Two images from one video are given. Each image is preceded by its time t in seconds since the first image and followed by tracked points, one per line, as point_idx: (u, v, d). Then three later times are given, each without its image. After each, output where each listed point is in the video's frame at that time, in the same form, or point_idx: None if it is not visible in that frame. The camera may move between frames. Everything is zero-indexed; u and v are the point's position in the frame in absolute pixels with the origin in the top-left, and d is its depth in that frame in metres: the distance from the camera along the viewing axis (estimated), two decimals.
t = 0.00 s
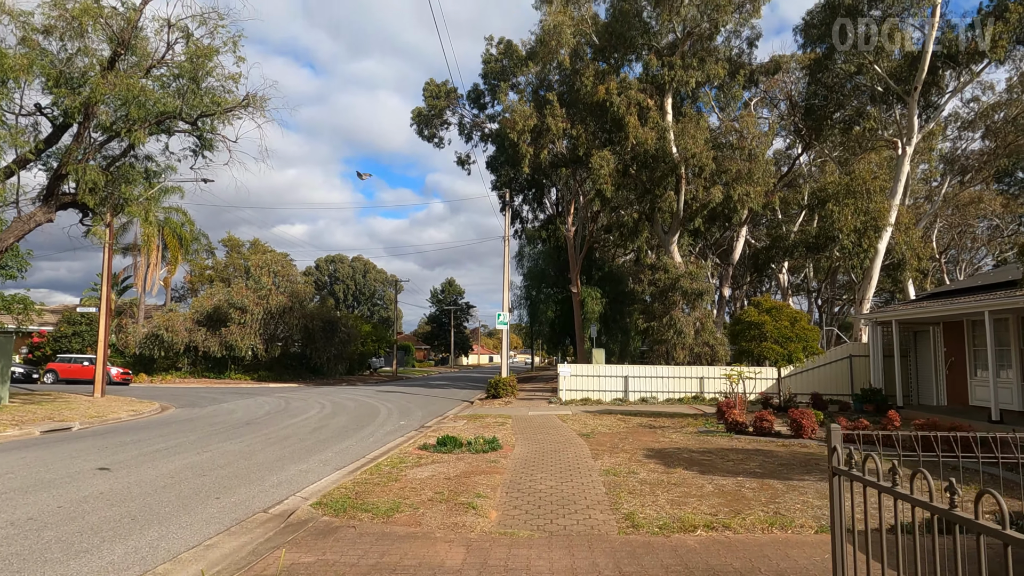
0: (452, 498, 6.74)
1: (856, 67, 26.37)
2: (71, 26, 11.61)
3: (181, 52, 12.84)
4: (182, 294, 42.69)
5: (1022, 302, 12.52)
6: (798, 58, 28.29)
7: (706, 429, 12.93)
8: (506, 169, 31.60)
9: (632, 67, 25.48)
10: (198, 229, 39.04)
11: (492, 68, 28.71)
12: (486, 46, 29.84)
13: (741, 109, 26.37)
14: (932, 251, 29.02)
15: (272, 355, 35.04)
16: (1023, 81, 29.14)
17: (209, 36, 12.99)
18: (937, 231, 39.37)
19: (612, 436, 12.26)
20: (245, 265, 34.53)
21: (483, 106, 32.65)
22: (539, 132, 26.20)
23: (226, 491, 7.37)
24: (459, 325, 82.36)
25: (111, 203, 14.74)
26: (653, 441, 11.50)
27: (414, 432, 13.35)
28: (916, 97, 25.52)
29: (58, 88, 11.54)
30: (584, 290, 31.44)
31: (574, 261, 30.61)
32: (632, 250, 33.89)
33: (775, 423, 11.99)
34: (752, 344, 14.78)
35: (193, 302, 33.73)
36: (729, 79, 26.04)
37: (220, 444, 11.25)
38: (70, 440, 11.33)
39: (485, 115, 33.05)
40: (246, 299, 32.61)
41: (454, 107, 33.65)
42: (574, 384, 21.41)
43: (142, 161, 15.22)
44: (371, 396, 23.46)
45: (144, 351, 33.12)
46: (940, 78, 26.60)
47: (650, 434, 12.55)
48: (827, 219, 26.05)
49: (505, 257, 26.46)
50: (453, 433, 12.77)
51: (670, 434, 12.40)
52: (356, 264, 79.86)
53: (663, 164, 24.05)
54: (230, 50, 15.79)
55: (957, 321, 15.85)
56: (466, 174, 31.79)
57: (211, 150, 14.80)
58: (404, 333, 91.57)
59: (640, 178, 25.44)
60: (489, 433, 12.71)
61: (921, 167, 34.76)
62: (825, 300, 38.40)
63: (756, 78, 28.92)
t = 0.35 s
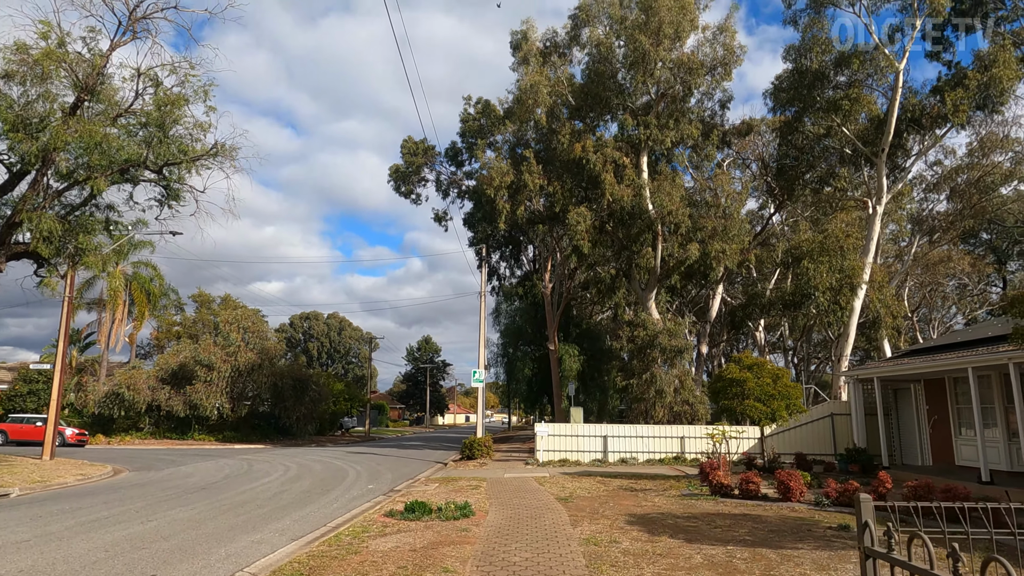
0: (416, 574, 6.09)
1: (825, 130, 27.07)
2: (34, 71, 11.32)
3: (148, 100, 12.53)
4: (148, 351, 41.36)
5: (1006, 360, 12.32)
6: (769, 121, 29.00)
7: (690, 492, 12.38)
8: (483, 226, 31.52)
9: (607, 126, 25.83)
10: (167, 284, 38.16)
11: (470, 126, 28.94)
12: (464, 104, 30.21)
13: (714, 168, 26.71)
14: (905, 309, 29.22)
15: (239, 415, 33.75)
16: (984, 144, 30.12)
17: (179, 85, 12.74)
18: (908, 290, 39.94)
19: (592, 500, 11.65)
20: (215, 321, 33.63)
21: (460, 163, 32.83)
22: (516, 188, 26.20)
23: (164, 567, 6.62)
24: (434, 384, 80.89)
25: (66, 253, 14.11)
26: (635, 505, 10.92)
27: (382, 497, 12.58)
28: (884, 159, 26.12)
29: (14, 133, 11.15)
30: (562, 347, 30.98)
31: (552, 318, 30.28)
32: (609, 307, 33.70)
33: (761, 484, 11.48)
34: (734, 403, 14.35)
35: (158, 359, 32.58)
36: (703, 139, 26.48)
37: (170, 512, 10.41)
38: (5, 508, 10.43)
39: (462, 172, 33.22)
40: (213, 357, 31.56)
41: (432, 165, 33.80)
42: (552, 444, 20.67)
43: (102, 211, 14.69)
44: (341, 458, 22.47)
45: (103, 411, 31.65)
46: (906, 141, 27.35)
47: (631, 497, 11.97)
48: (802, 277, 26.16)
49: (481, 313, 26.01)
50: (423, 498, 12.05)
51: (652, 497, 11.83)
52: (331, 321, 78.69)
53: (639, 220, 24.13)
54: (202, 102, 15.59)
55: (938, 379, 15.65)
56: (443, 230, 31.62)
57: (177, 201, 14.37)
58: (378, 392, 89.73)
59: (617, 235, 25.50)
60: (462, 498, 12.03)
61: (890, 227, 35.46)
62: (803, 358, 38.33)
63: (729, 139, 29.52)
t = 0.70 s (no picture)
0: None
1: (801, 191, 27.46)
2: None
3: (116, 151, 12.14)
4: (112, 411, 39.72)
5: (999, 423, 11.99)
6: (746, 183, 29.37)
7: (678, 565, 11.68)
8: (462, 283, 31.16)
9: (587, 186, 25.94)
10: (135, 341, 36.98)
11: (450, 184, 28.92)
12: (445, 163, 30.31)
13: (693, 228, 26.77)
14: (887, 370, 29.05)
15: (203, 479, 32.16)
16: (954, 207, 30.82)
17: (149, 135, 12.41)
18: (887, 351, 40.03)
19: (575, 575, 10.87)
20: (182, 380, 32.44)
21: (440, 220, 32.72)
22: (495, 246, 25.97)
23: None
24: (411, 445, 78.82)
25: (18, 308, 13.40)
26: None
27: (348, 573, 11.64)
28: (859, 220, 26.43)
29: None
30: (542, 407, 30.22)
31: (532, 378, 29.65)
32: (590, 366, 33.19)
33: (753, 556, 10.85)
34: (721, 467, 13.75)
35: (120, 420, 31.17)
36: (681, 199, 26.68)
37: None
38: None
39: (442, 230, 33.09)
40: (178, 417, 30.23)
41: (411, 222, 33.65)
42: (531, 511, 19.72)
43: (61, 264, 14.08)
44: (309, 526, 21.24)
45: (57, 475, 29.85)
46: (879, 204, 27.79)
47: (617, 571, 11.21)
48: (783, 336, 25.99)
49: (459, 372, 25.32)
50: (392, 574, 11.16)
51: (638, 571, 11.10)
52: (306, 380, 76.95)
53: (620, 279, 23.97)
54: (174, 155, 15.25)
55: (928, 442, 15.26)
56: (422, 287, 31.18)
57: (142, 255, 13.83)
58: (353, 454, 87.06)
59: (597, 293, 25.30)
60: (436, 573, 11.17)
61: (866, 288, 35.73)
62: (785, 419, 37.85)
63: (707, 200, 29.80)
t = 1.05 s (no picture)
0: None
1: (788, 240, 27.53)
2: None
3: (91, 189, 11.76)
4: (82, 463, 38.24)
5: (1008, 476, 11.50)
6: (733, 231, 29.44)
7: None
8: (448, 331, 30.65)
9: (575, 233, 25.83)
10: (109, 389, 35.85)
11: (437, 230, 28.74)
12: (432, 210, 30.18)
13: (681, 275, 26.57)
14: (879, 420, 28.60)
15: (174, 536, 30.70)
16: (938, 257, 31.00)
17: (126, 174, 12.07)
18: (877, 401, 39.69)
19: None
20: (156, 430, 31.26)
21: (427, 267, 32.43)
22: (482, 292, 25.58)
23: None
24: (394, 498, 76.60)
25: None
26: None
27: None
28: (847, 268, 26.41)
29: None
30: (529, 459, 29.34)
31: (519, 428, 28.86)
32: (578, 416, 32.47)
33: None
34: (717, 523, 13.22)
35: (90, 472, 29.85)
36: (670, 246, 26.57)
37: None
38: None
39: (428, 276, 32.76)
40: (150, 470, 28.99)
41: (397, 268, 33.27)
42: (518, 569, 19.01)
43: (27, 307, 13.50)
44: None
45: (16, 533, 27.79)
46: (865, 253, 27.90)
47: None
48: (774, 386, 25.56)
49: (443, 422, 24.57)
50: None
51: None
52: (288, 430, 75.05)
53: (609, 326, 23.62)
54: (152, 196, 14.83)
55: (930, 495, 14.75)
56: (408, 334, 30.63)
57: (114, 297, 13.27)
58: (333, 508, 84.46)
59: (586, 340, 24.87)
60: None
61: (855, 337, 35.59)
62: (777, 471, 37.07)
63: (694, 248, 29.80)
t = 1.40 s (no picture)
0: None
1: (777, 257, 27.40)
2: None
3: (59, 192, 11.30)
4: (53, 483, 37.03)
5: (1011, 494, 11.15)
6: (721, 249, 29.28)
7: None
8: (433, 347, 30.11)
9: (563, 249, 25.52)
10: (83, 407, 34.82)
11: (423, 245, 28.31)
12: (419, 225, 29.79)
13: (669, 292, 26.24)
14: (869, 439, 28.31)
15: (147, 559, 29.57)
16: (924, 276, 31.03)
17: (97, 176, 11.63)
18: (864, 421, 39.47)
19: None
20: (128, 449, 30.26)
21: (412, 283, 31.95)
22: (468, 307, 25.14)
23: None
24: (377, 520, 75.16)
25: None
26: None
27: None
28: (836, 285, 26.26)
29: None
30: (514, 479, 28.69)
31: (504, 447, 28.26)
32: (565, 436, 31.92)
33: None
34: (710, 544, 12.71)
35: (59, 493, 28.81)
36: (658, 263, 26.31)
37: None
38: None
39: (414, 292, 32.27)
40: (123, 489, 28.01)
41: (382, 284, 32.77)
42: None
43: None
44: None
45: None
46: (853, 272, 27.82)
47: None
48: (764, 404, 25.21)
49: (427, 440, 23.94)
50: None
51: None
52: (269, 450, 73.56)
53: (596, 342, 23.23)
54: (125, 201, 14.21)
55: (926, 515, 14.39)
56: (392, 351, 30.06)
57: (82, 306, 12.68)
58: (314, 530, 82.70)
59: (573, 357, 24.45)
60: None
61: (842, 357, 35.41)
62: (766, 492, 36.63)
63: (682, 265, 29.59)
